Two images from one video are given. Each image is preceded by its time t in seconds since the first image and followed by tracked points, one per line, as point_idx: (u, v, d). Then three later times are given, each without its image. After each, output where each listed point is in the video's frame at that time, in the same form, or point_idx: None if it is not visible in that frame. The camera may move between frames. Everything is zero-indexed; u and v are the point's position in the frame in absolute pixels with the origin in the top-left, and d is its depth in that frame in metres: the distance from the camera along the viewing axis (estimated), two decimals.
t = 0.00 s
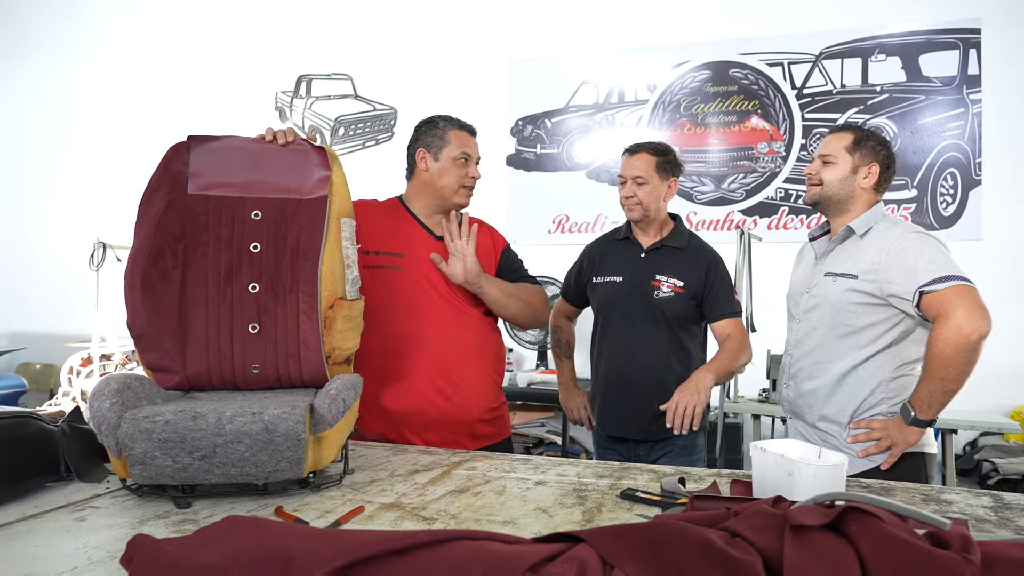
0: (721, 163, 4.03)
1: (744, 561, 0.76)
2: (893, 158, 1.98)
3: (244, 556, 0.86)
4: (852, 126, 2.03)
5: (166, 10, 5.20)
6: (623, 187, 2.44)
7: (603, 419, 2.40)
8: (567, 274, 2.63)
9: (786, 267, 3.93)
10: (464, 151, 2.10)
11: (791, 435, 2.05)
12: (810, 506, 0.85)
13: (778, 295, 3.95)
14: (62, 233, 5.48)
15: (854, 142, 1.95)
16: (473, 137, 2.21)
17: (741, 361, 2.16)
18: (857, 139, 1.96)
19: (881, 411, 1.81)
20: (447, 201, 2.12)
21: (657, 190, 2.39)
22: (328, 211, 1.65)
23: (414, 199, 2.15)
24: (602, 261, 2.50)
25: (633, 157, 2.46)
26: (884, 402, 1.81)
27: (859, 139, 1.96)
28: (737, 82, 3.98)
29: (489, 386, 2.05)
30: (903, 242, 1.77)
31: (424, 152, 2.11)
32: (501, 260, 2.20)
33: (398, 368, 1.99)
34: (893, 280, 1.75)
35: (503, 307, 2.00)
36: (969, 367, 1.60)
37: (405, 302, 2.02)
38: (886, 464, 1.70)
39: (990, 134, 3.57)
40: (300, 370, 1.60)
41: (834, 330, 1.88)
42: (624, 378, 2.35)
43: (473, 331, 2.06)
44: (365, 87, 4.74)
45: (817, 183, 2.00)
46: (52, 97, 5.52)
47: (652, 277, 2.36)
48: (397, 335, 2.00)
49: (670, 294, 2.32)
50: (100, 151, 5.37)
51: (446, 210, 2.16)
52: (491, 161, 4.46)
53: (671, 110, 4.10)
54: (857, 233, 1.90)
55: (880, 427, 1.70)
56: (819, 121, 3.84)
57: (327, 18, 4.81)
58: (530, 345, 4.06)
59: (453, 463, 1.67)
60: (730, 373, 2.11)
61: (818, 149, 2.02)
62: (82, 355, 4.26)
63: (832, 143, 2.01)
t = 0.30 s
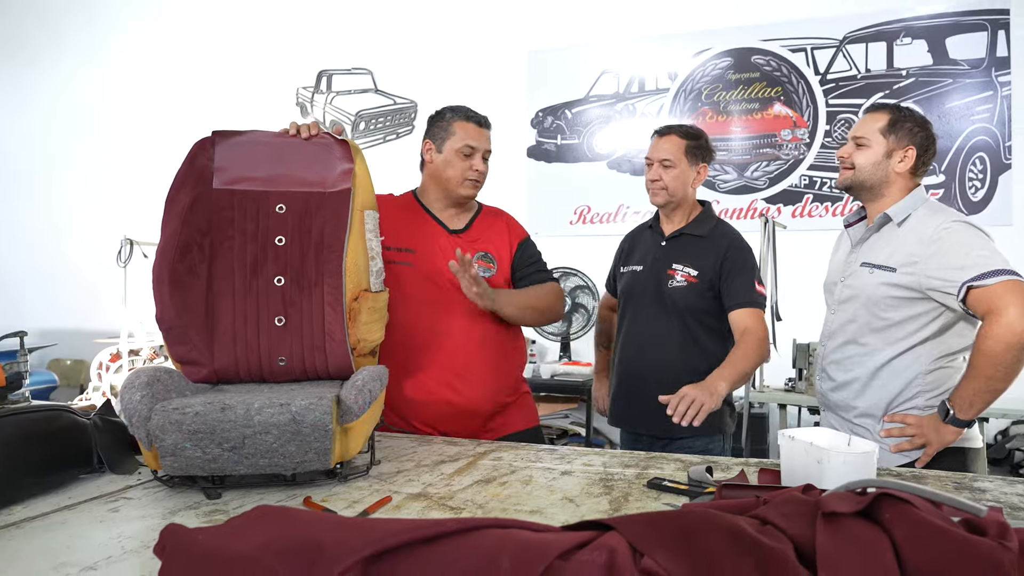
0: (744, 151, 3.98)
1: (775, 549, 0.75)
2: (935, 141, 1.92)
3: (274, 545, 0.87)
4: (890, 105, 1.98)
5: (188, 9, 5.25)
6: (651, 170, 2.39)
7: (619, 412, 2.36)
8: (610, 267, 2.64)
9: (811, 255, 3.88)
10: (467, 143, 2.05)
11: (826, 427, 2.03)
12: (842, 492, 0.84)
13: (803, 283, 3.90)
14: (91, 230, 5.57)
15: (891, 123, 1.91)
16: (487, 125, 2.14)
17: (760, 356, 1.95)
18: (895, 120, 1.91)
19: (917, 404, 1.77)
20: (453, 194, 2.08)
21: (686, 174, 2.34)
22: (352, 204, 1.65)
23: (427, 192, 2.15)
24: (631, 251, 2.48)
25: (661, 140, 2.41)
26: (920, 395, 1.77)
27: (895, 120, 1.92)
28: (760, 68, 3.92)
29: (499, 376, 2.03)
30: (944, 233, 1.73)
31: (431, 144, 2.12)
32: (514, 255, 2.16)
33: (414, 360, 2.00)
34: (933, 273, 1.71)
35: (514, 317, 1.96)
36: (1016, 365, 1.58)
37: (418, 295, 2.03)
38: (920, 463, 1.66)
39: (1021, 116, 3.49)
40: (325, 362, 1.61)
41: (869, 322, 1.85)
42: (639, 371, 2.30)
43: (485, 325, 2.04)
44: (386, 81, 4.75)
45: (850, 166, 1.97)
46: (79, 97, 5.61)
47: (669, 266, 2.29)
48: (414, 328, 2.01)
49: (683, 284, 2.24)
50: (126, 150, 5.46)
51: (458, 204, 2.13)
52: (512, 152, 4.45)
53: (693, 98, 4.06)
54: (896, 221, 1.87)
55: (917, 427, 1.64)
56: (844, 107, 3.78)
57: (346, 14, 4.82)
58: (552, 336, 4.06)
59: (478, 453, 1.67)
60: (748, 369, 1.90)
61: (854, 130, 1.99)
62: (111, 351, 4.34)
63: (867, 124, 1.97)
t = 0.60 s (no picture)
0: (760, 142, 3.95)
1: (802, 538, 0.75)
2: (966, 125, 1.86)
3: (300, 537, 0.88)
4: (917, 90, 1.92)
5: (203, 7, 5.29)
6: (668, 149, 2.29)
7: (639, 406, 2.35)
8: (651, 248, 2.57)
9: (830, 245, 3.84)
10: (460, 144, 1.88)
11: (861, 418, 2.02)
12: (869, 482, 0.83)
13: (821, 274, 3.86)
14: (111, 228, 5.63)
15: (918, 112, 1.86)
16: (501, 114, 1.91)
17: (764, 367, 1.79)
18: (921, 108, 1.85)
19: (953, 398, 1.76)
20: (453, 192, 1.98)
21: (701, 158, 2.21)
22: (370, 197, 1.65)
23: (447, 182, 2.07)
24: (658, 238, 2.39)
25: (682, 119, 2.29)
26: (956, 389, 1.75)
27: (922, 108, 1.86)
28: (776, 58, 3.88)
29: (509, 376, 1.97)
30: (972, 225, 1.70)
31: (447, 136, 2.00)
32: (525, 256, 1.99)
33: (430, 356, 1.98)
34: (961, 267, 1.68)
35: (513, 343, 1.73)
36: None
37: (423, 294, 2.00)
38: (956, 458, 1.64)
39: None
40: (345, 356, 1.62)
41: (903, 319, 1.83)
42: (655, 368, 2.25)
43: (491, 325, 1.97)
44: (400, 75, 4.75)
45: (875, 156, 1.94)
46: (97, 96, 5.67)
47: (678, 257, 2.18)
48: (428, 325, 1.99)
49: (689, 277, 2.13)
50: (145, 149, 5.51)
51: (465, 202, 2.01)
52: (527, 146, 4.44)
53: (708, 88, 4.02)
54: (924, 212, 1.84)
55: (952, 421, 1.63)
56: (862, 95, 3.73)
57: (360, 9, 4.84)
58: (569, 329, 4.06)
59: (499, 446, 1.67)
60: (754, 388, 1.74)
61: (880, 117, 1.94)
62: (132, 348, 4.39)
63: (893, 112, 1.91)
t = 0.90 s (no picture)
0: (758, 128, 3.93)
1: (803, 521, 0.75)
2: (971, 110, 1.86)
3: (302, 522, 0.88)
4: (921, 78, 1.91)
5: None
6: (668, 131, 2.26)
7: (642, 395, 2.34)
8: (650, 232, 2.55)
9: (827, 232, 3.84)
10: (465, 144, 1.75)
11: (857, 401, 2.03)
12: (870, 466, 0.84)
13: (819, 260, 3.87)
14: (108, 216, 5.61)
15: (928, 100, 1.84)
16: (507, 108, 1.76)
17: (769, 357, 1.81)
18: (931, 96, 1.84)
19: (947, 381, 1.77)
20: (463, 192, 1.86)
21: (702, 142, 2.17)
22: (369, 184, 1.64)
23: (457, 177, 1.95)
24: (657, 224, 2.39)
25: (688, 101, 2.27)
26: (950, 372, 1.76)
27: (931, 97, 1.84)
28: (774, 43, 3.86)
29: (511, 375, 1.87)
30: (971, 211, 1.71)
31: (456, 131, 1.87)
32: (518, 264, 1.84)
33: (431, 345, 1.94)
34: (960, 252, 1.69)
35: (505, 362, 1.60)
36: None
37: (426, 285, 1.94)
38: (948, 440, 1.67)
39: None
40: (345, 343, 1.62)
41: (900, 302, 1.84)
42: (661, 358, 2.23)
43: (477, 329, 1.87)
44: (396, 62, 4.73)
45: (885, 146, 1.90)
46: (92, 85, 5.64)
47: (679, 246, 2.15)
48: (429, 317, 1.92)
49: (691, 267, 2.11)
50: (140, 137, 5.48)
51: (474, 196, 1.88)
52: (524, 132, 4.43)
53: (707, 74, 4.01)
54: (926, 197, 1.84)
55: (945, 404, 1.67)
56: (861, 81, 3.72)
57: None
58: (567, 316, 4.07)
59: (498, 432, 1.68)
60: (758, 379, 1.78)
61: (887, 109, 1.91)
62: (131, 336, 4.39)
63: (902, 101, 1.89)
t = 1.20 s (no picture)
0: (741, 124, 3.95)
1: (787, 516, 0.76)
2: (937, 104, 1.89)
3: (288, 521, 0.87)
4: (889, 77, 1.90)
5: None
6: (663, 127, 2.23)
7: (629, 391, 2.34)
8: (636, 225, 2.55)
9: (809, 227, 3.87)
10: (447, 147, 1.73)
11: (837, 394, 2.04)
12: (853, 461, 0.85)
13: (801, 255, 3.90)
14: (87, 213, 5.52)
15: (903, 101, 1.84)
16: (487, 106, 1.73)
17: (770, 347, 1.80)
18: (905, 97, 1.84)
19: (921, 369, 1.78)
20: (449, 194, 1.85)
21: (697, 139, 2.16)
22: (351, 181, 1.62)
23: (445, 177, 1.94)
24: (644, 219, 2.39)
25: (683, 97, 2.24)
26: (924, 360, 1.78)
27: (905, 97, 1.84)
28: (757, 39, 3.88)
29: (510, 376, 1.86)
30: (943, 203, 1.72)
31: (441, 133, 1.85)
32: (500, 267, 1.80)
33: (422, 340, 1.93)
34: (929, 243, 1.71)
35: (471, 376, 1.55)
36: (1012, 331, 1.57)
37: (420, 285, 1.93)
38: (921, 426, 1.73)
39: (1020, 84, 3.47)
40: (329, 341, 1.61)
41: (874, 293, 1.86)
42: (653, 353, 2.22)
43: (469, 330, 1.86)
44: (379, 57, 4.69)
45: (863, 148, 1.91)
46: (69, 79, 5.55)
47: (673, 241, 2.16)
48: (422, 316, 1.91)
49: (686, 263, 2.12)
50: (119, 132, 5.40)
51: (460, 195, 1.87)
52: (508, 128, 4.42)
53: (690, 71, 4.02)
54: (896, 191, 1.86)
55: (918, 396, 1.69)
56: (842, 77, 3.75)
57: None
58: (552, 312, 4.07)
59: (483, 428, 1.68)
60: (758, 366, 1.76)
61: (860, 110, 1.90)
62: (111, 334, 4.33)
63: (873, 102, 1.88)
